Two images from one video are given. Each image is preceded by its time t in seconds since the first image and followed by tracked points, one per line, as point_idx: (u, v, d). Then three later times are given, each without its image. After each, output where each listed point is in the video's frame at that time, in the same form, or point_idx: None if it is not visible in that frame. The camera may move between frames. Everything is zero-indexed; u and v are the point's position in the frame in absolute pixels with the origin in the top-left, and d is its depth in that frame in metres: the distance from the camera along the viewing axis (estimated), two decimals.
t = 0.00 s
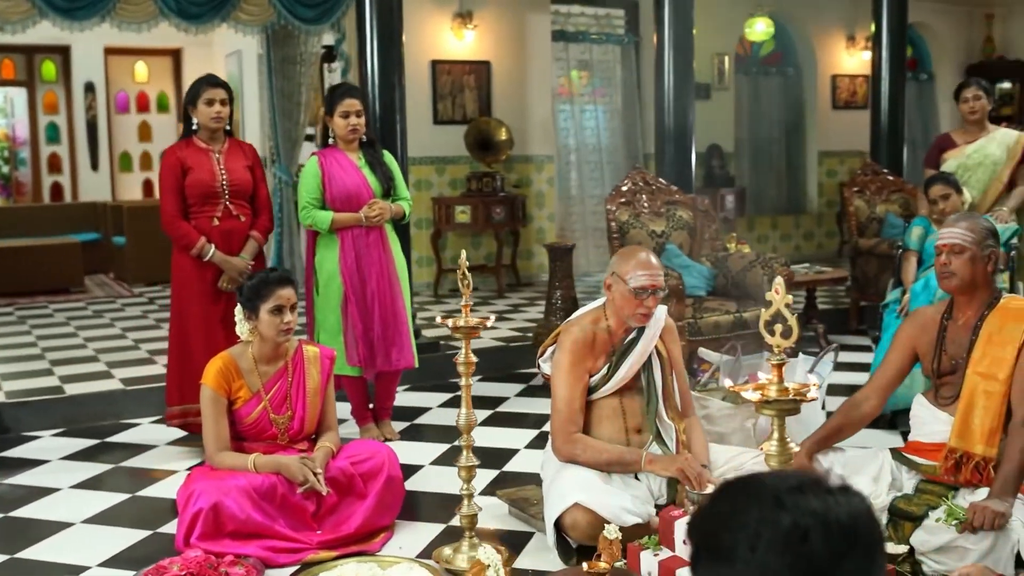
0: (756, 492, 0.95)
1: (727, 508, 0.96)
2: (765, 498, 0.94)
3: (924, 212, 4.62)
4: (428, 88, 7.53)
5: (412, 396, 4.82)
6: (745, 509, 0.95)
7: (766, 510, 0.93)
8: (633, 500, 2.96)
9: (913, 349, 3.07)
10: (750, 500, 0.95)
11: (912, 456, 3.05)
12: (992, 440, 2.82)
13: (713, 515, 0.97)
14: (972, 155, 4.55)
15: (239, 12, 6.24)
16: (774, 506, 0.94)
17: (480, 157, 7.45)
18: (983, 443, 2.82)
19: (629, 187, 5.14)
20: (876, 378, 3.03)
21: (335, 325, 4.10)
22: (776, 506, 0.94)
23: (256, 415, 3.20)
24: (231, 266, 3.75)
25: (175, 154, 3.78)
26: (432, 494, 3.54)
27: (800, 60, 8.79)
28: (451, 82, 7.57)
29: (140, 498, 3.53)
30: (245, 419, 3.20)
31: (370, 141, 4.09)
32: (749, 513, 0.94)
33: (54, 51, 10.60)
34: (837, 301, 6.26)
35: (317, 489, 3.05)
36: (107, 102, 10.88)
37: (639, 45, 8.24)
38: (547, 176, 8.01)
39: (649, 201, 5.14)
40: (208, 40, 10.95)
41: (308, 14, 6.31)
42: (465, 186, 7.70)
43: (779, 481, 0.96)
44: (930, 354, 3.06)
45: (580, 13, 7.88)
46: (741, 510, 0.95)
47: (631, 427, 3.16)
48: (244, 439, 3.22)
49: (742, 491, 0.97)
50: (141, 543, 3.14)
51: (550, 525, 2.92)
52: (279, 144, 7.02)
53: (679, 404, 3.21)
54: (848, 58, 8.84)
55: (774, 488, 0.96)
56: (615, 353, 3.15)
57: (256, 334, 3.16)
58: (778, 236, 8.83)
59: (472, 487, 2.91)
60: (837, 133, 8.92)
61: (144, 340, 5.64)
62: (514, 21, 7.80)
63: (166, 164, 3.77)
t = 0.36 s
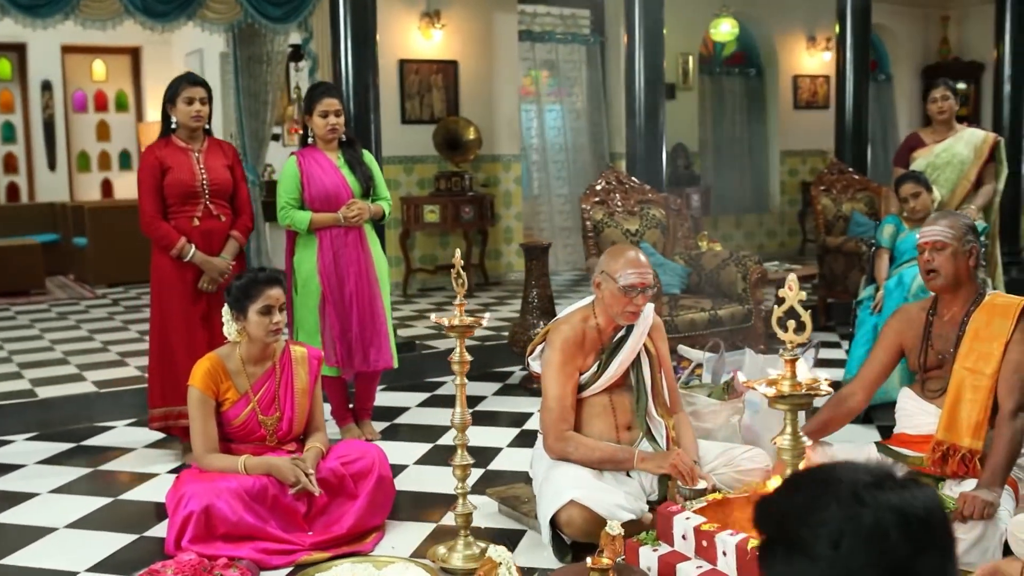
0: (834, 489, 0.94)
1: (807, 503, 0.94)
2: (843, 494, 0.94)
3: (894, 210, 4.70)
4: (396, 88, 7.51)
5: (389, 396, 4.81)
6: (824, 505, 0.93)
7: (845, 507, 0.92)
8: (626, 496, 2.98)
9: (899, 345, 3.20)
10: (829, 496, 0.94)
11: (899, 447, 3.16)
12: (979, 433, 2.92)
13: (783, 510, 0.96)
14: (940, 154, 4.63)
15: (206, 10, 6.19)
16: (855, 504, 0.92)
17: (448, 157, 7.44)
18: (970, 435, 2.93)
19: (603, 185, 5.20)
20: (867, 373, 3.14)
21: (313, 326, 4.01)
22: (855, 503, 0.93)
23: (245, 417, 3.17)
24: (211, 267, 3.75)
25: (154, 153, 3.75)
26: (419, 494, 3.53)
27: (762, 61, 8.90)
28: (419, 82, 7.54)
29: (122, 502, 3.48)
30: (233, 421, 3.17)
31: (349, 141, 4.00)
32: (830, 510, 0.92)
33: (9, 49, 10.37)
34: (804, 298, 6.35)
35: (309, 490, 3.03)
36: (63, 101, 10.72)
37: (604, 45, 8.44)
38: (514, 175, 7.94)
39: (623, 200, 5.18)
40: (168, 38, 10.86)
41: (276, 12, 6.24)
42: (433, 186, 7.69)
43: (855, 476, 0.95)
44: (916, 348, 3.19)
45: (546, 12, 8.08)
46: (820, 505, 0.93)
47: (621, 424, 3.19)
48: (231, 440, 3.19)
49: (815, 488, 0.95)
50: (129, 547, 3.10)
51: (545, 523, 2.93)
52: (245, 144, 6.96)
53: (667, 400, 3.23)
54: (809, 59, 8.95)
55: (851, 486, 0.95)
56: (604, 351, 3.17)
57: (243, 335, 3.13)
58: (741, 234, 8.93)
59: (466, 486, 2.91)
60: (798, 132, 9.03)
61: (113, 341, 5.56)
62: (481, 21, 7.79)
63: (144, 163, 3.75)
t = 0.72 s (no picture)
0: (941, 477, 0.91)
1: (914, 500, 0.90)
2: (951, 482, 0.91)
3: (885, 208, 4.76)
4: (381, 87, 7.50)
5: (383, 396, 4.80)
6: (933, 496, 0.90)
7: (960, 495, 0.89)
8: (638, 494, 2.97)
9: (903, 343, 3.24)
10: (935, 485, 0.91)
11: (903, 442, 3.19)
12: (984, 428, 2.97)
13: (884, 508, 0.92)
14: (930, 153, 4.69)
15: (191, 9, 6.13)
16: (971, 495, 0.89)
17: (434, 156, 7.42)
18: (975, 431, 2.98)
19: (595, 184, 5.23)
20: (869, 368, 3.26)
21: (310, 325, 3.91)
22: (970, 493, 0.90)
23: (252, 418, 3.15)
24: (211, 267, 3.74)
25: (152, 152, 3.72)
26: (424, 493, 3.53)
27: (743, 60, 8.97)
28: (404, 81, 7.55)
29: (124, 505, 3.45)
30: (240, 422, 3.16)
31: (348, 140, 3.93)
32: (944, 499, 0.90)
33: None
34: (791, 297, 6.41)
35: (320, 490, 3.02)
36: (40, 99, 10.61)
37: (587, 45, 8.47)
38: (499, 174, 7.94)
39: (614, 199, 5.21)
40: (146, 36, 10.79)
41: (261, 11, 6.20)
42: (418, 185, 7.68)
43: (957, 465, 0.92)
44: (919, 347, 3.23)
45: (530, 12, 8.11)
46: (923, 496, 0.90)
47: (629, 422, 3.20)
48: (239, 441, 3.17)
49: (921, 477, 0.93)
50: (137, 550, 3.08)
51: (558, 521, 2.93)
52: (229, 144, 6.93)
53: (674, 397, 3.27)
54: (789, 59, 9.04)
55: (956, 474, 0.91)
56: (611, 349, 3.19)
57: (251, 335, 3.12)
58: (723, 233, 8.99)
59: (478, 484, 2.91)
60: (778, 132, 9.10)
61: (100, 342, 5.51)
62: (465, 19, 7.77)
63: (142, 162, 3.71)
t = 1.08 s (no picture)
0: None
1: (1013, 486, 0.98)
2: None
3: (876, 206, 4.82)
4: (366, 86, 7.49)
5: (378, 396, 4.78)
6: None
7: None
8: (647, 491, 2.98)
9: (905, 340, 3.28)
10: None
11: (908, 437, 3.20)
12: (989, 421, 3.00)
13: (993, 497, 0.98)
14: (919, 152, 4.75)
15: (175, 6, 6.07)
16: None
17: (420, 155, 7.40)
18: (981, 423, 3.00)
19: (587, 182, 5.25)
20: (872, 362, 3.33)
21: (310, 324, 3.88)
22: None
23: (260, 418, 3.13)
24: (213, 266, 3.72)
25: (151, 151, 3.69)
26: (430, 492, 3.52)
27: (723, 59, 9.04)
28: (389, 79, 7.55)
29: (126, 507, 3.42)
30: (248, 422, 3.13)
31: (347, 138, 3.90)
32: None
33: None
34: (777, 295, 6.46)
35: (330, 490, 3.01)
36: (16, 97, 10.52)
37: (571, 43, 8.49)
38: (484, 173, 7.94)
39: (606, 198, 5.23)
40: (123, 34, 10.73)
41: (247, 9, 6.18)
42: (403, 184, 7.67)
43: None
44: (922, 343, 3.24)
45: (513, 10, 8.15)
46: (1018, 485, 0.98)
47: (637, 419, 3.21)
48: (247, 441, 3.15)
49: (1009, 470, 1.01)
50: (144, 553, 3.05)
51: (572, 519, 2.94)
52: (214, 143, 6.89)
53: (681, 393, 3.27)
54: (769, 58, 9.11)
55: None
56: (619, 347, 3.20)
57: (259, 335, 3.10)
58: (705, 231, 9.03)
59: (492, 482, 2.91)
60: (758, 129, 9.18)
61: (88, 343, 5.45)
62: (449, 17, 7.78)
63: (141, 160, 3.67)
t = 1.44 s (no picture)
0: None
1: None
2: None
3: (857, 206, 4.87)
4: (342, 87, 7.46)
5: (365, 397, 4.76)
6: None
7: None
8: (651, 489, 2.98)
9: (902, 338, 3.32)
10: None
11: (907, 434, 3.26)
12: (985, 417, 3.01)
13: None
14: (900, 152, 4.83)
15: (150, 5, 5.99)
16: None
17: (397, 156, 7.37)
18: (976, 420, 3.02)
19: (572, 183, 5.26)
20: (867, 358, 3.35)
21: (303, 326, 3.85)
22: None
23: (261, 420, 3.11)
24: (203, 268, 3.66)
25: (141, 152, 3.64)
26: (428, 492, 3.51)
27: (695, 60, 9.10)
28: (365, 80, 7.54)
29: (121, 512, 3.37)
30: (249, 425, 3.11)
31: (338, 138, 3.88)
32: None
33: None
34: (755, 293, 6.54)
35: (335, 492, 2.99)
36: None
37: (544, 45, 8.55)
38: (460, 174, 7.93)
39: (589, 198, 5.24)
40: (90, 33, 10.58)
41: (223, 8, 6.14)
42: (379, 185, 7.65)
43: None
44: (918, 341, 3.29)
45: (488, 11, 8.18)
46: None
47: (639, 418, 3.21)
48: (248, 445, 3.13)
49: None
50: (145, 557, 3.01)
51: (579, 519, 2.95)
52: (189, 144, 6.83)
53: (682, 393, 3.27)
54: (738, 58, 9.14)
55: None
56: (620, 347, 3.19)
57: (259, 337, 3.07)
58: (677, 232, 9.10)
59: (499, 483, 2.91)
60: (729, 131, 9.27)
61: (65, 347, 5.37)
62: (426, 18, 7.76)
63: (131, 161, 3.62)
